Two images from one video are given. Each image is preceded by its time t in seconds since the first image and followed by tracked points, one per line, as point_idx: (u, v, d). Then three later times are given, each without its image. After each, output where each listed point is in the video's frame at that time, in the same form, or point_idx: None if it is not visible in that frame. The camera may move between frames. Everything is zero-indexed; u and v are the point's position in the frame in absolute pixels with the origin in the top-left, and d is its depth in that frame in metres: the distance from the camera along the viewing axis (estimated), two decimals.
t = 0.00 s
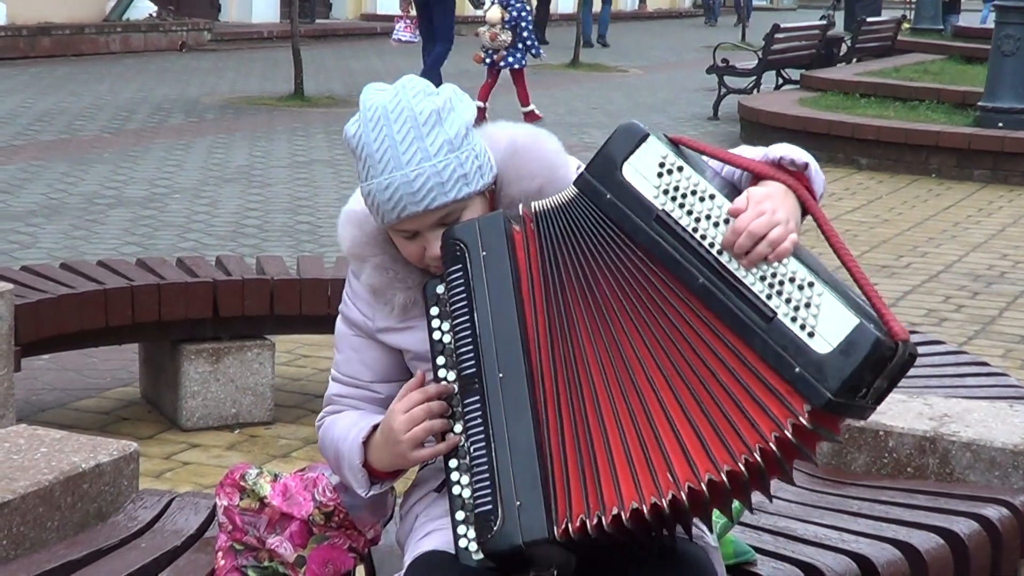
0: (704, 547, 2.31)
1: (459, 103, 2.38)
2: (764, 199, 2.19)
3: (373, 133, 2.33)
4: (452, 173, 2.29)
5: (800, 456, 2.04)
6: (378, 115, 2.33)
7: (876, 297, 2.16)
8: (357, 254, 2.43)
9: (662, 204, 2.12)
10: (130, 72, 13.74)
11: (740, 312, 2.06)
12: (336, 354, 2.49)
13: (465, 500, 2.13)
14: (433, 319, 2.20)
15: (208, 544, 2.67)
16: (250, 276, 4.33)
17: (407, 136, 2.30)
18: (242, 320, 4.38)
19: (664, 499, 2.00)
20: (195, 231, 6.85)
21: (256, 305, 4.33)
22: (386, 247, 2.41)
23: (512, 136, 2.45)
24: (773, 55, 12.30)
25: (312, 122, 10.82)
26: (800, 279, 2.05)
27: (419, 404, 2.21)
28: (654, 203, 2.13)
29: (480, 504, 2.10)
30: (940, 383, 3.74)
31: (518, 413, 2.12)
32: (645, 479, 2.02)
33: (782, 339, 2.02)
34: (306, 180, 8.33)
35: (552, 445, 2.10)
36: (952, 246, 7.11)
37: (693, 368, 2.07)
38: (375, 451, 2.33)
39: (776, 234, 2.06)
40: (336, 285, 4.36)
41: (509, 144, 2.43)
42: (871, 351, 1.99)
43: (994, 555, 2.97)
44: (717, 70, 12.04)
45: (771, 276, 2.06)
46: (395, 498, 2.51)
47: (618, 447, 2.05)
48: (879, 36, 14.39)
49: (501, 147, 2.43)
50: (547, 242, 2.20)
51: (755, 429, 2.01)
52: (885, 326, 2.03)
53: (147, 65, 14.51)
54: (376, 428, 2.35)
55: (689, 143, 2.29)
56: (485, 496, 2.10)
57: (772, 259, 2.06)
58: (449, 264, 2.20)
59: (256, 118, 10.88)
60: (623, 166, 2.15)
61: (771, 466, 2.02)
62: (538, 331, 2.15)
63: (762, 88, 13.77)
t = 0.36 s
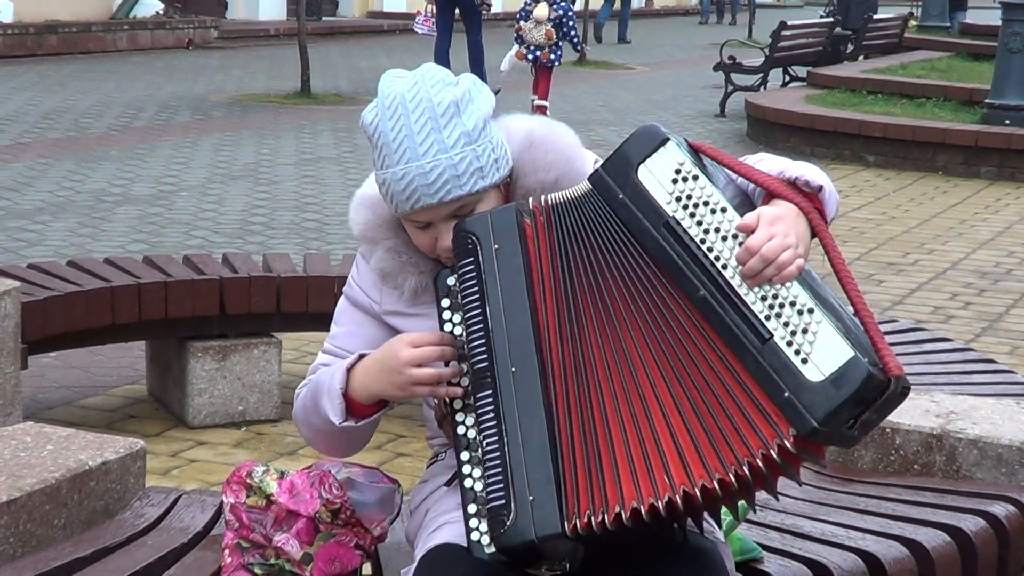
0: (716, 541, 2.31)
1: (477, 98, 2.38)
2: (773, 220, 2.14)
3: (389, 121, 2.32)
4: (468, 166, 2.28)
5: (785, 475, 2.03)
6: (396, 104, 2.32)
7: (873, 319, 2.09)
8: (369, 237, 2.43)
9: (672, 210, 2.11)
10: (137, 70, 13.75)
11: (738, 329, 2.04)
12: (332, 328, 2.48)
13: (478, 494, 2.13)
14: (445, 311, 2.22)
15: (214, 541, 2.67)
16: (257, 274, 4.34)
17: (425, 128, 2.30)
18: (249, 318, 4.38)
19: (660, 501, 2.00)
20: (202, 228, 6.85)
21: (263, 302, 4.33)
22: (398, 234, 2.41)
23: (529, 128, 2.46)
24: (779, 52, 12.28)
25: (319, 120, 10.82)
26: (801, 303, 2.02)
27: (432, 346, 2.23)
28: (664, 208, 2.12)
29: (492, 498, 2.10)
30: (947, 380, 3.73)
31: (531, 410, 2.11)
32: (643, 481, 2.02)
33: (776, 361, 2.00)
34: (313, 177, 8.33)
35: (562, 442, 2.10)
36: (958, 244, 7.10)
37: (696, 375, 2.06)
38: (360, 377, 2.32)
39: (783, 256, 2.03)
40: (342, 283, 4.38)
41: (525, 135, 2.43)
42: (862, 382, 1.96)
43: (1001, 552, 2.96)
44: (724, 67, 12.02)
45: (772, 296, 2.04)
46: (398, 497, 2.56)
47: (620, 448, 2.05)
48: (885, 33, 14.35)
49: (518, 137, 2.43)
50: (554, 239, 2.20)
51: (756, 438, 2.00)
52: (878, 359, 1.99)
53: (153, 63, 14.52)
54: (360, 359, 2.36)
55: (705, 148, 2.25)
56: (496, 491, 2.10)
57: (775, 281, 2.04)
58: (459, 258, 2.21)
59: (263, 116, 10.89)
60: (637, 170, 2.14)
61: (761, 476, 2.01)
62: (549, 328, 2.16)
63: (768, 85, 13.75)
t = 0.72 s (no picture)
0: (717, 546, 2.31)
1: (472, 94, 2.37)
2: (801, 258, 2.21)
3: (383, 120, 2.32)
4: (461, 166, 2.28)
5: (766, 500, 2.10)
6: (389, 102, 2.32)
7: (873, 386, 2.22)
8: (364, 235, 2.41)
9: (702, 227, 2.14)
10: (139, 66, 13.75)
11: (744, 361, 2.09)
12: (334, 336, 2.49)
13: (477, 492, 2.10)
14: (442, 308, 2.22)
15: (214, 536, 2.68)
16: (258, 270, 4.34)
17: (417, 126, 2.30)
18: (249, 314, 4.39)
19: (660, 509, 2.02)
20: (203, 224, 6.86)
21: (264, 298, 4.34)
22: (394, 230, 2.40)
23: (530, 126, 2.45)
24: (781, 49, 12.27)
25: (320, 116, 10.82)
26: (813, 348, 2.08)
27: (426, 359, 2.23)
28: (694, 223, 2.15)
29: (487, 500, 2.07)
30: (947, 378, 3.74)
31: (526, 412, 2.09)
32: (643, 488, 2.04)
33: (779, 398, 2.05)
34: (314, 173, 8.33)
35: (557, 444, 2.08)
36: (959, 241, 7.10)
37: (698, 394, 2.10)
38: (369, 403, 2.33)
39: (806, 298, 2.10)
40: (343, 279, 4.38)
41: (526, 133, 2.43)
42: (862, 430, 2.03)
43: (1000, 549, 2.96)
44: (725, 64, 12.02)
45: (786, 335, 2.10)
46: (397, 492, 2.56)
47: (621, 457, 2.06)
48: (887, 31, 14.33)
49: (516, 137, 2.43)
50: (552, 240, 2.19)
51: (751, 465, 2.06)
52: (874, 419, 2.08)
53: (154, 58, 14.52)
54: (367, 383, 2.36)
55: (741, 170, 2.29)
56: (491, 492, 2.07)
57: (795, 321, 2.10)
58: (451, 256, 2.18)
59: (265, 112, 10.89)
60: (675, 180, 2.17)
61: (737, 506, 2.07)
62: (558, 327, 2.15)
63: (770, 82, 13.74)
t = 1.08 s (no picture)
0: (721, 542, 2.30)
1: (461, 93, 2.34)
2: (807, 268, 2.21)
3: (374, 126, 2.29)
4: (454, 168, 2.26)
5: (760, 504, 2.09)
6: (379, 107, 2.29)
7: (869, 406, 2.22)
8: (365, 243, 2.38)
9: (709, 229, 2.14)
10: (141, 61, 13.74)
11: (742, 364, 2.08)
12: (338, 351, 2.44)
13: (476, 490, 2.08)
14: (443, 309, 2.19)
15: (216, 531, 2.67)
16: (260, 266, 4.34)
17: (407, 130, 2.27)
18: (251, 309, 4.39)
19: (655, 506, 2.01)
20: (205, 220, 6.86)
21: (266, 294, 4.34)
22: (395, 235, 2.36)
23: (529, 125, 2.44)
24: (784, 46, 12.26)
25: (322, 112, 10.81)
26: (812, 356, 2.07)
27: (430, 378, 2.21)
28: (702, 225, 2.14)
29: (485, 498, 2.06)
30: (949, 376, 3.74)
31: (525, 409, 2.08)
32: (640, 487, 2.03)
33: (775, 405, 2.05)
34: (317, 169, 8.33)
35: (556, 444, 2.08)
36: (962, 239, 7.09)
37: (696, 397, 2.10)
38: (380, 425, 2.28)
39: (810, 307, 2.08)
40: (344, 275, 4.38)
41: (525, 132, 2.42)
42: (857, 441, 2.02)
43: (1001, 547, 2.95)
44: (728, 61, 12.01)
45: (787, 342, 2.08)
46: (400, 491, 2.53)
47: (619, 456, 2.05)
48: (890, 28, 14.30)
49: (513, 140, 2.41)
50: (553, 237, 2.19)
51: (747, 468, 2.05)
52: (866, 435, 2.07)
53: (156, 54, 14.51)
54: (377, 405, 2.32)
55: (752, 181, 2.28)
56: (490, 489, 2.06)
57: (796, 329, 2.08)
58: (451, 254, 2.17)
59: (267, 108, 10.88)
60: (686, 181, 2.17)
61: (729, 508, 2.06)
62: (561, 326, 2.14)
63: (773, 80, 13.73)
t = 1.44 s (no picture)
0: (724, 535, 2.31)
1: (459, 86, 2.30)
2: (811, 275, 2.22)
3: (372, 121, 2.26)
4: (454, 161, 2.22)
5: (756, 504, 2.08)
6: (376, 102, 2.25)
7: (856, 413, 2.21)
8: (368, 242, 2.34)
9: (713, 229, 2.14)
10: (144, 56, 13.74)
11: (737, 365, 2.07)
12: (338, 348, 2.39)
13: (475, 482, 2.07)
14: (446, 303, 2.15)
15: (219, 527, 2.67)
16: (264, 261, 4.35)
17: (406, 123, 2.23)
18: (255, 304, 4.39)
19: (655, 501, 2.00)
20: (209, 215, 6.86)
21: (270, 289, 4.34)
22: (399, 233, 2.33)
23: (531, 121, 2.41)
24: (787, 42, 12.25)
25: (325, 107, 10.82)
26: (807, 363, 2.07)
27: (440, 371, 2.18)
28: (707, 225, 2.15)
29: (485, 490, 2.05)
30: (953, 371, 3.74)
31: (525, 404, 2.07)
32: (632, 484, 2.01)
33: (767, 409, 2.03)
34: (320, 164, 8.33)
35: (556, 438, 2.06)
36: (965, 236, 7.09)
37: (691, 396, 2.08)
38: (387, 421, 2.25)
39: (810, 314, 2.09)
40: (349, 270, 4.39)
41: (527, 127, 2.39)
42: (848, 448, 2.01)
43: (1006, 543, 2.95)
44: (731, 57, 12.00)
45: (784, 347, 2.08)
46: (397, 488, 2.44)
47: (614, 452, 2.03)
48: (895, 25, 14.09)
49: (515, 134, 2.38)
50: (554, 230, 2.18)
51: (735, 469, 2.02)
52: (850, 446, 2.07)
53: (160, 49, 14.52)
54: (381, 402, 2.28)
55: (758, 187, 2.28)
56: (490, 482, 2.05)
57: (793, 335, 2.08)
58: (451, 249, 2.15)
59: (271, 103, 10.88)
60: (693, 180, 2.17)
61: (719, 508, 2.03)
62: (563, 321, 2.13)
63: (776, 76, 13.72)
